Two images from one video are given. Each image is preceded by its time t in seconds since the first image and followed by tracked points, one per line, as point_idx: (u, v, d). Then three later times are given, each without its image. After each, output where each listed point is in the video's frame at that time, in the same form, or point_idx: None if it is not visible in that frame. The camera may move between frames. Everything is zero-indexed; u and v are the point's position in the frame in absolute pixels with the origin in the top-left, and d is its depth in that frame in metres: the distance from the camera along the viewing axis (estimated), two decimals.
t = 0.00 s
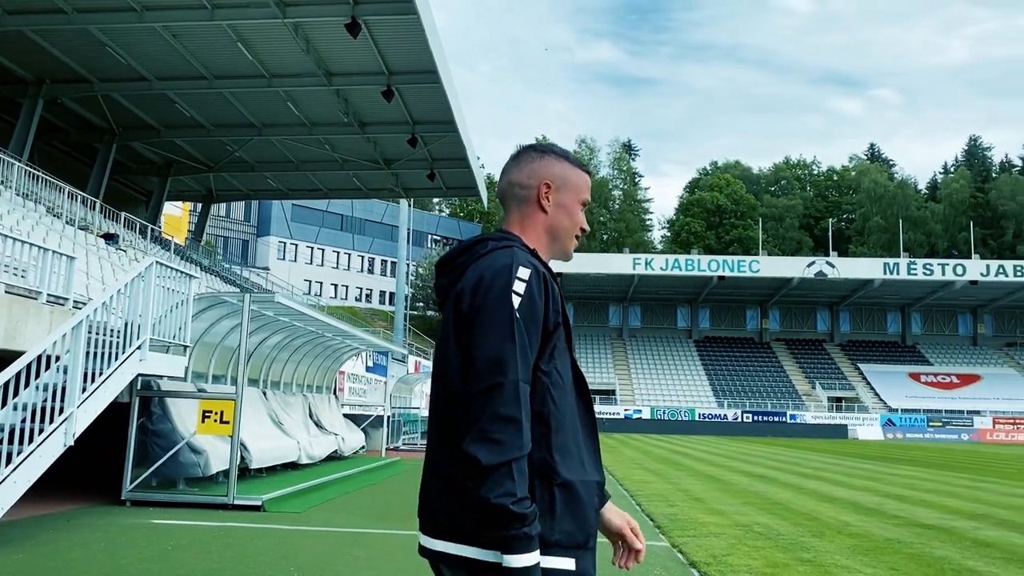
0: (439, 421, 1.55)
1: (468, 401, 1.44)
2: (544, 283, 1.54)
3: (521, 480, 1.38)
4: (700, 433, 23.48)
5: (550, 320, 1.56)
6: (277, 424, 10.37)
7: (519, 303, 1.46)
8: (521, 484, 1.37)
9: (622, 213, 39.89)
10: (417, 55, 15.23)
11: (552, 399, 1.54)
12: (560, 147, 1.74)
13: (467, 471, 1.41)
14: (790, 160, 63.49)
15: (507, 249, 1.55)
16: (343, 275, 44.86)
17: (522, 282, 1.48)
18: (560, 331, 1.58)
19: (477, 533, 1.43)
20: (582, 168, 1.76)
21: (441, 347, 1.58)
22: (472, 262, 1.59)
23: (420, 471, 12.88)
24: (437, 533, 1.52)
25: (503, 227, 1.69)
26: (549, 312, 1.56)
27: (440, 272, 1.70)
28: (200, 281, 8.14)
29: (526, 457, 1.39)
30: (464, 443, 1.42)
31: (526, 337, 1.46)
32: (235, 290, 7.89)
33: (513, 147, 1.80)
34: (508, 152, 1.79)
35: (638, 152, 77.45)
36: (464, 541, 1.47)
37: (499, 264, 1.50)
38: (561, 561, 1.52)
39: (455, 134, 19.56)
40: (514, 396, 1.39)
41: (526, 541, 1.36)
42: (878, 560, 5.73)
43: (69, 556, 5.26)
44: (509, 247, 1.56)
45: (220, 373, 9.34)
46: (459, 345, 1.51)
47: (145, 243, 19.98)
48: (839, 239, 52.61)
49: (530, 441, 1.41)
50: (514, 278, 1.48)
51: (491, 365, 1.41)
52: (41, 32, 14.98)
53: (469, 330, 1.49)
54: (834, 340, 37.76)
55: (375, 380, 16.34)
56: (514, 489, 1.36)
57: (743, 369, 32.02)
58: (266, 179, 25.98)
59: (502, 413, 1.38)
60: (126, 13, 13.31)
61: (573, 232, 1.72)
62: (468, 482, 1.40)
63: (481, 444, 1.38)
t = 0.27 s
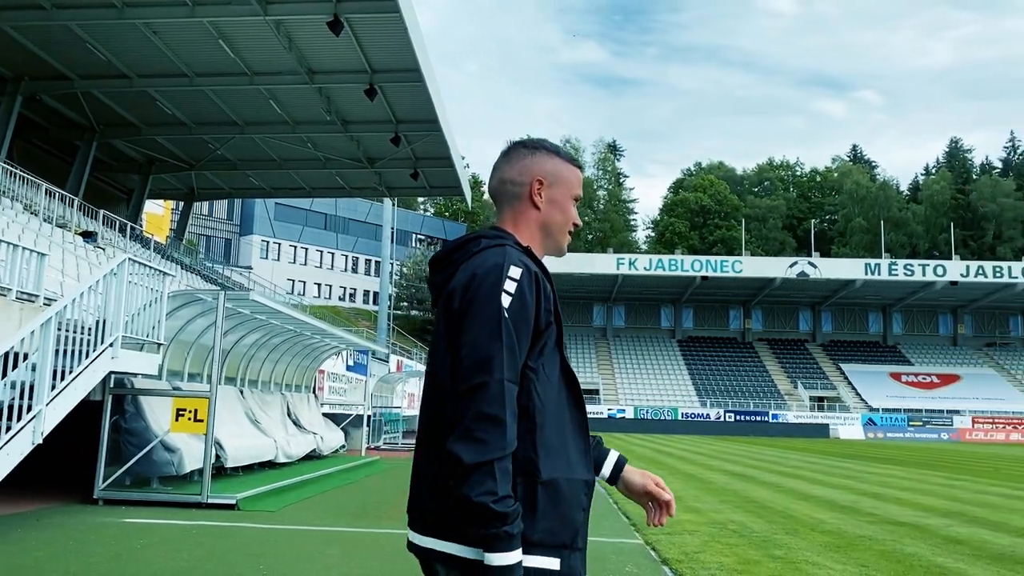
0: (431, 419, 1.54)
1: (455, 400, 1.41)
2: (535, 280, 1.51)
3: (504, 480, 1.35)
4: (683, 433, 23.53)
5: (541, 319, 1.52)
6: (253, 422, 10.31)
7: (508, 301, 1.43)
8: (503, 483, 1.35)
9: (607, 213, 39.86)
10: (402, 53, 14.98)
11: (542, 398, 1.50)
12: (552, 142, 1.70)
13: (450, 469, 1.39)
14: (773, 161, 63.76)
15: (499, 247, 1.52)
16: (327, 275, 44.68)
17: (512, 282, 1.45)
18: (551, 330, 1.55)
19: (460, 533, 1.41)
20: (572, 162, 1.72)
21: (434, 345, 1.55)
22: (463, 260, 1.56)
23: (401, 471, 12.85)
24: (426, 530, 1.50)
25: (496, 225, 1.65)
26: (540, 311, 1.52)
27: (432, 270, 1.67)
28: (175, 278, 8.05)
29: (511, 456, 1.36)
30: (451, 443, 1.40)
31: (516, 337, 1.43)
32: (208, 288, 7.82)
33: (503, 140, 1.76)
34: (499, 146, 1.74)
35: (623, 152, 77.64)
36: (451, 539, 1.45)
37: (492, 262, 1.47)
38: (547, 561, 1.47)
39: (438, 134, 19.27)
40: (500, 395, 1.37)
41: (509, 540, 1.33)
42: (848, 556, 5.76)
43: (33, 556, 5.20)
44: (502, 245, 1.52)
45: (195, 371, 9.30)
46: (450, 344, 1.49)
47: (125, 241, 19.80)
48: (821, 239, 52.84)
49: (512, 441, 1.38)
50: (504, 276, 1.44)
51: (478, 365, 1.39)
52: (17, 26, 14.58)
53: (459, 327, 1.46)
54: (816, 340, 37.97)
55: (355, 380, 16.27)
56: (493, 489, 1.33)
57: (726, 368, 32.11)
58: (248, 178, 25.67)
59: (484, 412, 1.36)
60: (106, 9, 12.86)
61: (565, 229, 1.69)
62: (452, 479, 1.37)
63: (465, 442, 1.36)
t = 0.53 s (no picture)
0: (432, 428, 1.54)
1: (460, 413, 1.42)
2: (539, 292, 1.51)
3: (509, 493, 1.36)
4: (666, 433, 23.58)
5: (546, 332, 1.53)
6: (231, 421, 10.24)
7: (513, 315, 1.43)
8: (508, 497, 1.35)
9: (592, 213, 39.79)
10: (386, 53, 14.79)
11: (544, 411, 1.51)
12: (551, 148, 1.70)
13: (456, 482, 1.39)
14: (757, 161, 63.98)
15: (503, 257, 1.51)
16: (311, 274, 44.46)
17: (519, 294, 1.45)
18: (553, 342, 1.55)
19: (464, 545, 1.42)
20: (571, 167, 1.72)
21: (436, 356, 1.55)
22: (467, 270, 1.56)
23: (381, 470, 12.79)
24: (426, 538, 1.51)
25: (498, 232, 1.65)
26: (544, 324, 1.52)
27: (435, 276, 1.67)
28: (151, 276, 7.99)
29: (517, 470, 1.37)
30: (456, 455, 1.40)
31: (521, 350, 1.44)
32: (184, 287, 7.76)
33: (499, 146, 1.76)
34: (496, 152, 1.74)
35: (608, 152, 77.79)
36: (452, 550, 1.46)
37: (497, 274, 1.47)
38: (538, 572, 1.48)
39: (422, 132, 18.97)
40: (505, 409, 1.37)
41: (513, 554, 1.34)
42: (821, 554, 5.77)
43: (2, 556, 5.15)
44: (506, 255, 1.52)
45: (172, 369, 9.27)
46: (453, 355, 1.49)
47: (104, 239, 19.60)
48: (804, 240, 53.02)
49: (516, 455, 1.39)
50: (510, 290, 1.44)
51: (483, 378, 1.39)
52: None
53: (463, 338, 1.47)
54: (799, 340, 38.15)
55: (336, 379, 16.20)
56: (498, 503, 1.34)
57: (709, 368, 32.19)
58: (230, 177, 25.32)
59: (492, 427, 1.36)
60: (86, 6, 12.57)
61: (566, 234, 1.70)
62: (457, 492, 1.38)
63: (472, 456, 1.36)
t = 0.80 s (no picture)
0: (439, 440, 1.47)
1: (477, 427, 1.35)
2: (554, 301, 1.44)
3: (532, 509, 1.30)
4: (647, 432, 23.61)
5: (560, 342, 1.46)
6: (205, 421, 10.13)
7: (530, 323, 1.36)
8: (533, 512, 1.30)
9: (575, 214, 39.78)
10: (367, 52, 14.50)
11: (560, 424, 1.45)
12: (559, 151, 1.63)
13: (475, 499, 1.33)
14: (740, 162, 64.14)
15: (514, 265, 1.44)
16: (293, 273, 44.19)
17: (535, 304, 1.38)
18: (566, 352, 1.49)
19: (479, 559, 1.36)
20: (576, 167, 1.66)
21: (445, 366, 1.48)
22: (479, 278, 1.48)
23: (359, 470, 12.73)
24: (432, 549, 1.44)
25: (505, 236, 1.58)
26: (560, 332, 1.46)
27: (443, 280, 1.60)
28: (121, 274, 7.90)
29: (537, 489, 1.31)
30: (474, 470, 1.34)
31: (539, 361, 1.37)
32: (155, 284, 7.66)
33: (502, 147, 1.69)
34: (499, 154, 1.67)
35: (592, 152, 77.83)
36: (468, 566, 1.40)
37: (510, 284, 1.39)
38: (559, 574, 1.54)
39: (403, 131, 18.67)
40: (525, 426, 1.30)
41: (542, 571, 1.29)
42: (791, 552, 5.79)
43: None
44: (519, 263, 1.45)
45: (145, 368, 9.20)
46: (468, 364, 1.42)
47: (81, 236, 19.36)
48: (785, 241, 53.26)
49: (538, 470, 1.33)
50: (526, 299, 1.38)
51: (503, 390, 1.32)
52: None
53: (477, 350, 1.38)
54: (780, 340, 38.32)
55: (314, 379, 16.09)
56: (523, 520, 1.29)
57: (690, 367, 32.27)
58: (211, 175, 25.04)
59: (513, 442, 1.30)
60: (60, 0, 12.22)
61: (573, 237, 1.63)
62: (477, 510, 1.32)
63: (494, 472, 1.30)
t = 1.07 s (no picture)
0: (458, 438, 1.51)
1: (502, 424, 1.40)
2: (564, 296, 1.50)
3: (560, 501, 1.37)
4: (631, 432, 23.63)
5: (572, 336, 1.52)
6: (184, 421, 10.08)
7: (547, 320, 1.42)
8: (562, 505, 1.37)
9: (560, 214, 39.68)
10: (351, 51, 14.25)
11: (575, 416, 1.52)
12: (561, 145, 1.66)
13: (505, 494, 1.39)
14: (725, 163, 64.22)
15: (522, 261, 1.49)
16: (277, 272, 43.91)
17: (548, 301, 1.44)
18: (577, 346, 1.55)
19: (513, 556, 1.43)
20: (581, 162, 1.68)
21: (460, 364, 1.52)
22: (486, 275, 1.52)
23: (339, 469, 12.69)
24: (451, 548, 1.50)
25: (508, 232, 1.61)
26: (571, 328, 1.52)
27: (451, 273, 1.63)
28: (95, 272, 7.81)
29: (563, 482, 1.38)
30: (500, 467, 1.40)
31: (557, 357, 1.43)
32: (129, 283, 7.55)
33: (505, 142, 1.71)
34: (502, 149, 1.69)
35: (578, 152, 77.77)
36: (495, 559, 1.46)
37: (523, 281, 1.44)
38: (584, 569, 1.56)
39: (388, 130, 18.39)
40: (550, 422, 1.37)
41: (574, 563, 1.37)
42: (765, 551, 5.81)
43: None
44: (528, 258, 1.49)
45: (122, 367, 9.15)
46: (485, 364, 1.46)
47: (61, 234, 19.14)
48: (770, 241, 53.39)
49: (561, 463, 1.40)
50: (540, 297, 1.43)
51: (528, 389, 1.37)
52: None
53: (494, 348, 1.43)
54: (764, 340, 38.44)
55: (295, 379, 15.99)
56: (555, 513, 1.35)
57: (674, 367, 32.31)
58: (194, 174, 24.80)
59: (540, 438, 1.36)
60: None
61: (576, 233, 1.66)
62: (508, 505, 1.39)
63: (521, 470, 1.36)
